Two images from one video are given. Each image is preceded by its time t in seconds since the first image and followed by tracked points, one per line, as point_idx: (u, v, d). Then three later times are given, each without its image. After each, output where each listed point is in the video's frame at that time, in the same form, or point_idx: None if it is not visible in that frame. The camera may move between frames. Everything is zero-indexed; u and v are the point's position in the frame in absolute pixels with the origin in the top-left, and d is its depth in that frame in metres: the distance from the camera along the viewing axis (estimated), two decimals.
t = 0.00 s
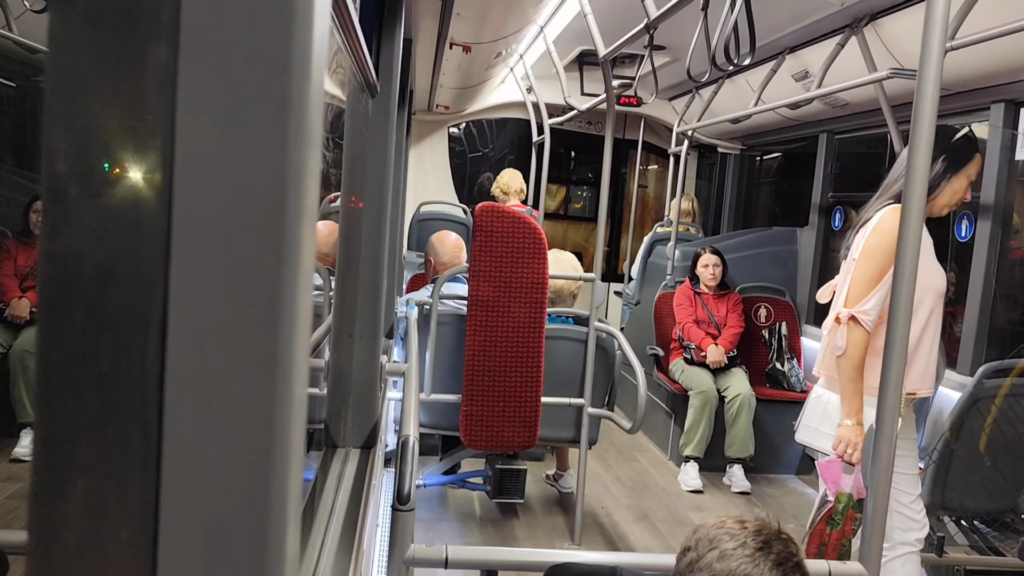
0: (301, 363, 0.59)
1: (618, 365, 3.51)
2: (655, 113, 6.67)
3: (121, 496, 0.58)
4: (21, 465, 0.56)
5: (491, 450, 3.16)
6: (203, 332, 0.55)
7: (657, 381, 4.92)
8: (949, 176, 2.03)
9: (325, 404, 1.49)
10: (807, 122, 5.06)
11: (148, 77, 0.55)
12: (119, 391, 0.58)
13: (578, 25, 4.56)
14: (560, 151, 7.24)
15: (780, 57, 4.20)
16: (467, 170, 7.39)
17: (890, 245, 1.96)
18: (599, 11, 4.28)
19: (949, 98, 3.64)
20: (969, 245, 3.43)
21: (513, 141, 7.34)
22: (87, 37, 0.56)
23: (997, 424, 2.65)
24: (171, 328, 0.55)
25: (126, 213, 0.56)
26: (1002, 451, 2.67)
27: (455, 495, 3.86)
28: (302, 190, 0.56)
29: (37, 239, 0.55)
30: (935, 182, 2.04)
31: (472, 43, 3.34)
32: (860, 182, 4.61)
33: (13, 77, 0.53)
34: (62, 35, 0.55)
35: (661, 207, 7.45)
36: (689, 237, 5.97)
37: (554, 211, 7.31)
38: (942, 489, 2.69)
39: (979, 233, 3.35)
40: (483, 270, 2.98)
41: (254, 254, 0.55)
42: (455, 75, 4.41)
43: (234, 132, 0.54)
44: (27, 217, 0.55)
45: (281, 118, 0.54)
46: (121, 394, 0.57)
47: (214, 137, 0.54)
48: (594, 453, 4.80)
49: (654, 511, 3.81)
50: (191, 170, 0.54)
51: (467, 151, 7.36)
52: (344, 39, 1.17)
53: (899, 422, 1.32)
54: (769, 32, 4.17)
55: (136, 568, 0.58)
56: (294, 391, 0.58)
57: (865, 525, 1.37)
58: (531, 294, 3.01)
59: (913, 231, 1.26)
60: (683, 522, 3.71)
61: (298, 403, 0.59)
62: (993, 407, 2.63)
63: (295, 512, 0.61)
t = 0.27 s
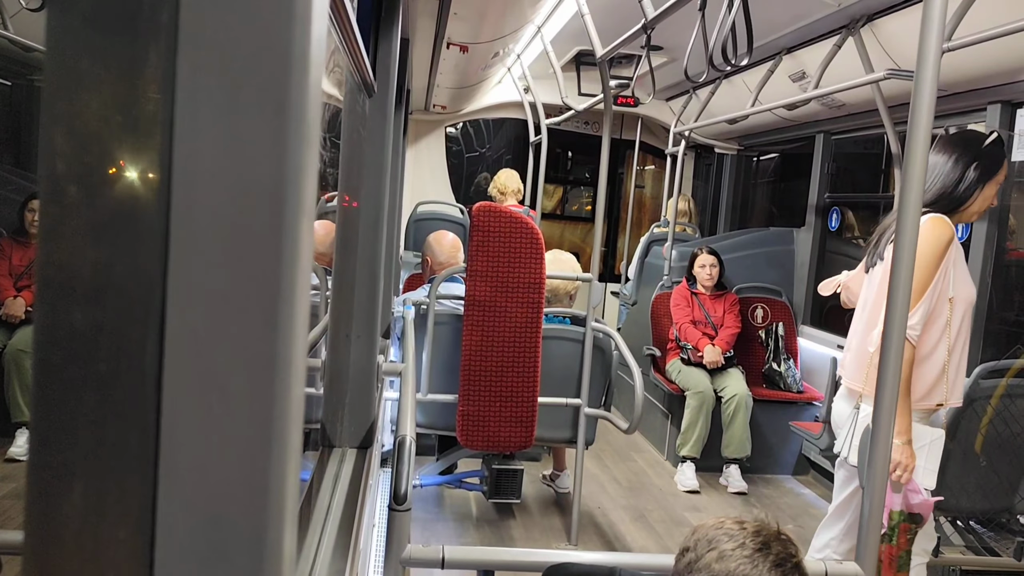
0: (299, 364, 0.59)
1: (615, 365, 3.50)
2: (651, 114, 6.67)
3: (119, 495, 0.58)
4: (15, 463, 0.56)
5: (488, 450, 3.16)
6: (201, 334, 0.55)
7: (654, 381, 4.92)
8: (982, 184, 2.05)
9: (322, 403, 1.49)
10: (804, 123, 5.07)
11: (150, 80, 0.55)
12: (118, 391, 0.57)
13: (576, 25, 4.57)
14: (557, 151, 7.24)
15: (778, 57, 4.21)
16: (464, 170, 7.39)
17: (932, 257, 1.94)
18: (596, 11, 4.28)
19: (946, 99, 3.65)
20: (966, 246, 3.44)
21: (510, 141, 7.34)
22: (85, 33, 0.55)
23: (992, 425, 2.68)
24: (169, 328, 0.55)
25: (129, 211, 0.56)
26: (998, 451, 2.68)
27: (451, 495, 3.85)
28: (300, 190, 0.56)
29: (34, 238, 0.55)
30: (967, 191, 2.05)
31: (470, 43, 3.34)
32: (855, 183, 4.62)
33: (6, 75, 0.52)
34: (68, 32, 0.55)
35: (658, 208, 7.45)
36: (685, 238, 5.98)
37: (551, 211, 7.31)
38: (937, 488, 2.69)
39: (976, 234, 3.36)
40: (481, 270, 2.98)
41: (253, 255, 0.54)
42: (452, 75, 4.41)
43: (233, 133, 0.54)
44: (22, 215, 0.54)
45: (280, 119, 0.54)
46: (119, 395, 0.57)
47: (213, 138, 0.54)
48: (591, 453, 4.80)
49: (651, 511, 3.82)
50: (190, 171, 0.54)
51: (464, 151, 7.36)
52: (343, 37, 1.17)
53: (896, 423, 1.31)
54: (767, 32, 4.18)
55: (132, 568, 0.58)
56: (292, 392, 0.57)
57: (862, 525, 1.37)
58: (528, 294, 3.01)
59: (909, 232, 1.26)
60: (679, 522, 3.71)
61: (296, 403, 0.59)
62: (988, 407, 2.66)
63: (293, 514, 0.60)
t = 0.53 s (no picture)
0: (295, 362, 0.59)
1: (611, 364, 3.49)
2: (649, 114, 6.68)
3: (112, 494, 0.58)
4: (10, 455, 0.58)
5: (484, 449, 3.16)
6: (198, 333, 0.55)
7: (650, 381, 4.93)
8: (1013, 184, 2.06)
9: (318, 402, 1.49)
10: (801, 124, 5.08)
11: (144, 78, 0.55)
12: (112, 389, 0.57)
13: (573, 25, 4.57)
14: (554, 151, 7.24)
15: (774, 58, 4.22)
16: (461, 170, 7.40)
17: (979, 259, 1.93)
18: (593, 11, 4.28)
19: (942, 100, 3.66)
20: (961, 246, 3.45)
21: (508, 140, 7.34)
22: (85, 31, 0.56)
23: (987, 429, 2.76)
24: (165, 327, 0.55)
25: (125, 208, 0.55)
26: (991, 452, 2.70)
27: (447, 494, 3.85)
28: (297, 187, 0.55)
29: (31, 236, 0.57)
30: (1001, 192, 2.06)
31: (467, 42, 3.34)
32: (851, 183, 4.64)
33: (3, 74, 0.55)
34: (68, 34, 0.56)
35: (655, 208, 7.46)
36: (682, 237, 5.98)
37: (548, 210, 7.31)
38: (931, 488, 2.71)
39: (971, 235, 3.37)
40: (478, 270, 2.98)
41: (249, 253, 0.54)
42: (449, 74, 4.40)
43: (230, 131, 0.54)
44: (16, 212, 0.56)
45: (277, 118, 0.54)
46: (113, 393, 0.57)
47: (209, 135, 0.54)
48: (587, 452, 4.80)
49: (646, 511, 3.82)
50: (186, 167, 0.54)
51: (461, 150, 7.36)
52: (340, 36, 1.17)
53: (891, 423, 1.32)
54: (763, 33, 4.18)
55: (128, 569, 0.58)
56: (288, 390, 0.57)
57: (857, 525, 1.38)
58: (525, 294, 3.01)
59: (904, 232, 1.27)
60: (675, 522, 3.71)
61: (291, 402, 0.59)
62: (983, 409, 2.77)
63: (288, 513, 0.60)
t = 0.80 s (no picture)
0: (291, 360, 0.58)
1: (609, 364, 3.49)
2: (647, 113, 6.68)
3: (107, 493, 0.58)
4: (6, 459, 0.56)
5: (481, 449, 3.16)
6: (193, 331, 0.54)
7: (648, 381, 4.93)
8: None
9: (314, 402, 1.48)
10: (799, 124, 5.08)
11: (139, 75, 0.55)
12: (107, 387, 0.57)
13: (571, 25, 4.57)
14: (552, 151, 7.24)
15: (772, 58, 4.22)
16: (458, 169, 7.39)
17: None
18: (591, 11, 4.28)
19: (939, 101, 3.67)
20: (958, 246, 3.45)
21: (506, 140, 7.34)
22: (82, 32, 0.55)
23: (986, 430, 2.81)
24: (160, 324, 0.54)
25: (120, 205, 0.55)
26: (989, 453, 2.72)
27: (444, 494, 3.85)
28: (293, 185, 0.55)
29: (26, 234, 0.55)
30: None
31: (465, 41, 3.33)
32: (849, 184, 4.64)
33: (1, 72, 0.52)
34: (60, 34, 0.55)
35: (653, 208, 7.46)
36: (680, 238, 5.98)
37: (545, 210, 7.31)
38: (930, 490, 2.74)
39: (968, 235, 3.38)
40: (475, 269, 2.98)
41: (245, 251, 0.54)
42: (447, 73, 4.39)
43: (226, 127, 0.53)
44: (12, 212, 0.53)
45: (272, 114, 0.53)
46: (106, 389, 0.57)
47: (205, 132, 0.53)
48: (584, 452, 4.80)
49: (644, 511, 3.82)
50: (182, 164, 0.53)
51: (459, 150, 7.36)
52: (338, 34, 1.17)
53: (888, 422, 1.32)
54: (761, 33, 4.18)
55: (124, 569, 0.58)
56: (284, 388, 0.57)
57: (854, 525, 1.38)
58: (522, 293, 3.01)
59: (902, 232, 1.26)
60: (673, 522, 3.71)
61: (287, 402, 0.58)
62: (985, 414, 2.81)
63: (284, 512, 0.60)
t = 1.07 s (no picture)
0: (293, 360, 0.58)
1: (609, 364, 3.50)
2: (647, 113, 6.68)
3: (109, 493, 0.58)
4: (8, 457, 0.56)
5: (481, 449, 3.16)
6: (195, 331, 0.55)
7: (648, 381, 4.93)
8: None
9: (315, 402, 1.49)
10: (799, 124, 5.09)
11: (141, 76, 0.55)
12: (108, 387, 0.57)
13: (572, 25, 4.56)
14: (552, 151, 7.24)
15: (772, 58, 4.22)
16: (458, 169, 7.39)
17: None
18: (591, 11, 4.28)
19: (939, 100, 3.67)
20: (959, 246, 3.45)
21: (506, 140, 7.34)
22: (82, 34, 0.56)
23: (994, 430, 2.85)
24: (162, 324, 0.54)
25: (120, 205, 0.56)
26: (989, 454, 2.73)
27: (444, 494, 3.85)
28: (294, 185, 0.55)
29: (27, 234, 0.55)
30: None
31: (465, 41, 3.33)
32: (850, 183, 4.64)
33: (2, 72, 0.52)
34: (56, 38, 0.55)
35: (653, 208, 7.47)
36: (680, 238, 5.98)
37: (546, 210, 7.31)
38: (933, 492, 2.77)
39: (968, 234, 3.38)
40: (476, 269, 2.98)
41: (246, 252, 0.54)
42: (448, 73, 4.39)
43: (228, 128, 0.53)
44: (15, 212, 0.54)
45: (274, 115, 0.54)
46: (108, 389, 0.57)
47: (208, 133, 0.53)
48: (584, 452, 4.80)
49: (644, 511, 3.82)
50: (183, 164, 0.53)
51: (459, 150, 7.36)
52: (338, 35, 1.17)
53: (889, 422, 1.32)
54: (761, 34, 4.18)
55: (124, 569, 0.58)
56: (285, 389, 0.57)
57: (855, 526, 1.38)
58: (523, 293, 3.01)
59: (902, 233, 1.26)
60: (673, 522, 3.71)
61: (289, 402, 0.58)
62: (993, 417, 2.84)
63: (286, 512, 0.60)
